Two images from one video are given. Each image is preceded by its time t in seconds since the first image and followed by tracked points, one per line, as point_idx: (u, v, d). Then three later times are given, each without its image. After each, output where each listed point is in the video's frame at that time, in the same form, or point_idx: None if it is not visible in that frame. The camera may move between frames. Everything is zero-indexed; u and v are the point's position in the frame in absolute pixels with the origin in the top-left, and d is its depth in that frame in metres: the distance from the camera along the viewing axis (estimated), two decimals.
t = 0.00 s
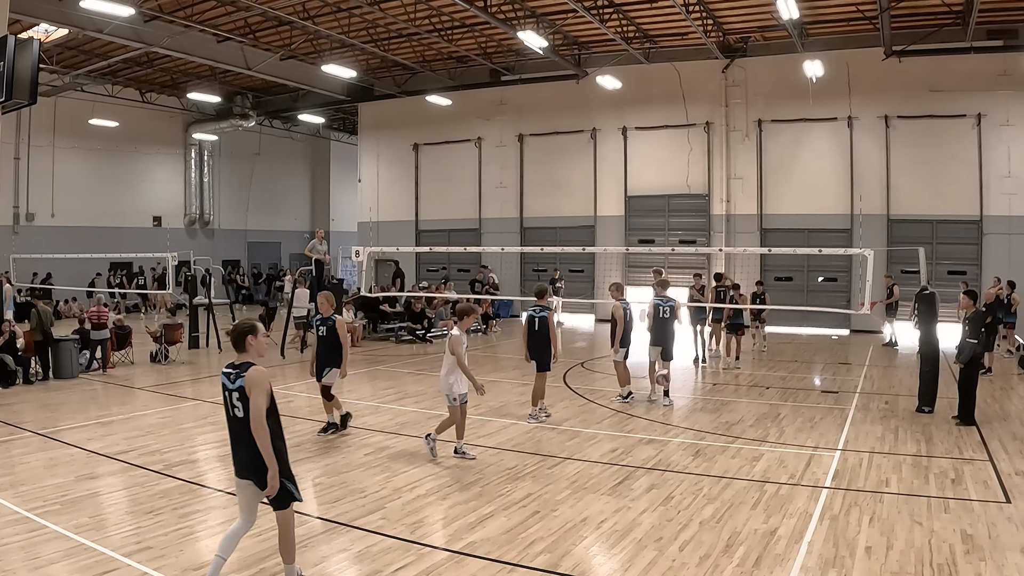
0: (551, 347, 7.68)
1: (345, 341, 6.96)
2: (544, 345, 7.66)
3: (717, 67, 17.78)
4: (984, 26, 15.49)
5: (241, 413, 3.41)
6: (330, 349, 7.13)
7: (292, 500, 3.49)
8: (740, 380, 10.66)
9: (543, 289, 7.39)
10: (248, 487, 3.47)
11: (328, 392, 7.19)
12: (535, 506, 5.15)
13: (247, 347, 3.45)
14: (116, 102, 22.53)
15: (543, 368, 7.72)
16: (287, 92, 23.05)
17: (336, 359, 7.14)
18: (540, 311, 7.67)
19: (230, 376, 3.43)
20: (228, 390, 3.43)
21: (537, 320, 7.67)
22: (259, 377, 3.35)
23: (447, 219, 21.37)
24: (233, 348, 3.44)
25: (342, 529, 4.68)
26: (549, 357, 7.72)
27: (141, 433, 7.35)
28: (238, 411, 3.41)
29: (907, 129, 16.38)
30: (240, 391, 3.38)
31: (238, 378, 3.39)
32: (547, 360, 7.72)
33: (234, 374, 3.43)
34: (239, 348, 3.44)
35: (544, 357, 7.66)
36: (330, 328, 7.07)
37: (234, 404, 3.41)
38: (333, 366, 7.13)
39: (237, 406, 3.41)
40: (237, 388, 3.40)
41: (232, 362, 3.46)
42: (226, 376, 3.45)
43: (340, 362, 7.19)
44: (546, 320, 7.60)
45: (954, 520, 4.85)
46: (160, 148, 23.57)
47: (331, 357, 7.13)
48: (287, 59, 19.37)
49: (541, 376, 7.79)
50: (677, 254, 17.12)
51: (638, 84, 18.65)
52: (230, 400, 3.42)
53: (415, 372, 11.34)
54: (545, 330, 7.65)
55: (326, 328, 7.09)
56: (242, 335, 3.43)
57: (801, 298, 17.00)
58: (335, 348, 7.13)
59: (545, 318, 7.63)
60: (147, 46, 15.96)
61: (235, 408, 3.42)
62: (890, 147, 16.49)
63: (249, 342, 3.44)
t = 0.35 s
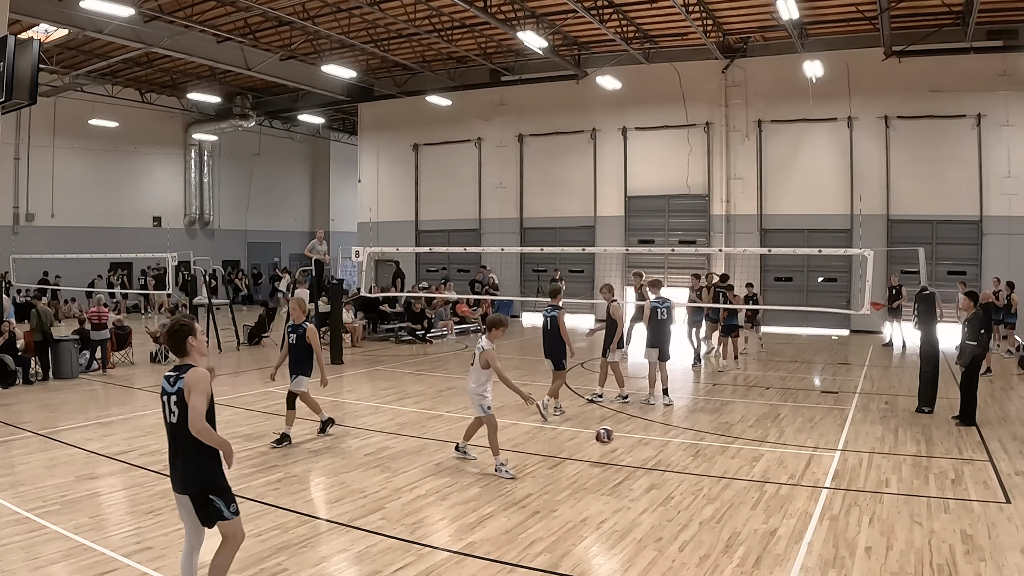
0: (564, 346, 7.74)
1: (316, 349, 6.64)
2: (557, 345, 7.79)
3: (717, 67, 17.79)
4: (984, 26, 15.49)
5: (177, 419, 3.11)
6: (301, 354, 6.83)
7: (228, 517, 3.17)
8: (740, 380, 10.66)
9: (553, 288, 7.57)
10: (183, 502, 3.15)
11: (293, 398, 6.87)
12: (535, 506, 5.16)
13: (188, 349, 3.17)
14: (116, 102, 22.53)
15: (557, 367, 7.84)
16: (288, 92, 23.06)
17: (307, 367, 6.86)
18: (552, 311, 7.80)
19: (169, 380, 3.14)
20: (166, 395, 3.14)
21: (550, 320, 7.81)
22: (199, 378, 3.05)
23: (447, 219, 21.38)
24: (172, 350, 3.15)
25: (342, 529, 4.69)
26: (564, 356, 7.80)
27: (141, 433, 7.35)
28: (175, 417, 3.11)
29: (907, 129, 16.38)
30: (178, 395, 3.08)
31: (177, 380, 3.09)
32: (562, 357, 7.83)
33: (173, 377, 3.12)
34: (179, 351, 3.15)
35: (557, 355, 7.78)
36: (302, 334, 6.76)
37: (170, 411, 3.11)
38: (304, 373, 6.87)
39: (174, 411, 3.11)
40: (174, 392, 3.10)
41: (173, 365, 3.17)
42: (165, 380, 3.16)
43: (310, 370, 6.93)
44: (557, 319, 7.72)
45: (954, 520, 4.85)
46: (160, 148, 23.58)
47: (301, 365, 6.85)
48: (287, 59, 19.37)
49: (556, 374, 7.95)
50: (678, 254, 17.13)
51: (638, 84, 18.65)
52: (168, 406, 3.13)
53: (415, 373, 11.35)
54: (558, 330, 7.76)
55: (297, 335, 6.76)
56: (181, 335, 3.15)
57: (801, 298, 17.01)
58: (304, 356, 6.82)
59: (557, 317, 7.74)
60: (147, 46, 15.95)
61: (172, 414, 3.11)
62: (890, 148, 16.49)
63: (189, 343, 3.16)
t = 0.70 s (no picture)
0: (574, 346, 8.03)
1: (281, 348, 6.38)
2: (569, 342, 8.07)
3: (717, 67, 17.79)
4: (984, 26, 15.48)
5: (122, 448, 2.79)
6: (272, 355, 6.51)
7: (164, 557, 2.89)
8: (740, 380, 10.66)
9: (564, 291, 7.74)
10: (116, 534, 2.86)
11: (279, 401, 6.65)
12: (535, 506, 5.16)
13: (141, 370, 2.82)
14: (116, 102, 22.53)
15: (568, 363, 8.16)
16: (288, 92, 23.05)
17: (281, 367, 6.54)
18: (564, 310, 8.00)
19: (114, 402, 2.81)
20: (108, 417, 2.80)
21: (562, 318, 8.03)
22: (158, 407, 2.78)
23: (447, 219, 21.38)
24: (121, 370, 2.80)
25: (342, 529, 4.68)
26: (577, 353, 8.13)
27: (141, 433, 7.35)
28: (119, 444, 2.78)
29: (907, 129, 16.38)
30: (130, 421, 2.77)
31: (128, 405, 2.77)
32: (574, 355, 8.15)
33: (121, 402, 2.79)
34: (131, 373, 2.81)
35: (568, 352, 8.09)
36: (273, 333, 6.45)
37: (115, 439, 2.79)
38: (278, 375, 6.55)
39: (118, 438, 2.79)
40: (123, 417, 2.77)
41: (119, 386, 2.84)
42: (107, 401, 2.82)
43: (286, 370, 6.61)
44: (569, 319, 7.93)
45: (954, 520, 4.85)
46: (160, 148, 23.58)
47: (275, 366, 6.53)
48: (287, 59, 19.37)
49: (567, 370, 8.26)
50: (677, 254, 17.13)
51: (638, 84, 18.65)
52: (111, 432, 2.79)
53: (415, 373, 11.35)
54: (569, 329, 8.01)
55: (269, 332, 6.49)
56: (135, 355, 2.82)
57: (801, 298, 17.00)
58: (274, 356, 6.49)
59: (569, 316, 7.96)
60: (147, 46, 15.95)
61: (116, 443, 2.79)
62: (890, 148, 16.49)
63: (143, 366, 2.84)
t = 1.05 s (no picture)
0: (594, 343, 8.17)
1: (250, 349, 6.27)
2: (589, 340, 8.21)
3: (717, 67, 17.78)
4: (984, 26, 15.46)
5: (58, 456, 2.59)
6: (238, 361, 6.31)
7: (121, 569, 2.69)
8: (740, 380, 10.66)
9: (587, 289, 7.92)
10: (61, 550, 2.67)
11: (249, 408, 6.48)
12: (535, 506, 5.16)
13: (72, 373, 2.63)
14: (116, 102, 22.52)
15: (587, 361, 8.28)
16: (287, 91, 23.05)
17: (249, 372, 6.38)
18: (586, 309, 8.16)
19: (46, 407, 2.63)
20: (41, 425, 2.63)
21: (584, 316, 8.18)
22: (83, 414, 2.56)
23: (447, 219, 21.37)
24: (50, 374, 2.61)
25: (342, 529, 4.69)
26: (596, 352, 8.27)
27: (141, 433, 7.34)
28: (53, 453, 2.59)
29: (907, 129, 16.38)
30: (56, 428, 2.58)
31: (55, 411, 2.59)
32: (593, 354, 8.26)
33: (50, 407, 2.61)
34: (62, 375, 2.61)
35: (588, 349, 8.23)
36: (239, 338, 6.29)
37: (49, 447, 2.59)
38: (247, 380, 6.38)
39: (53, 446, 2.59)
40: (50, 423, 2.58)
41: (50, 390, 2.65)
42: (41, 406, 2.65)
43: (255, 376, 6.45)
44: (592, 317, 8.12)
45: (954, 520, 4.85)
46: (160, 148, 23.58)
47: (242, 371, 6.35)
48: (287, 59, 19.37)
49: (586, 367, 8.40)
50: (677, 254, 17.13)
51: (638, 84, 18.65)
52: (46, 439, 2.60)
53: (415, 373, 11.34)
54: (591, 326, 8.16)
55: (234, 337, 6.31)
56: (64, 355, 2.63)
57: (802, 298, 17.00)
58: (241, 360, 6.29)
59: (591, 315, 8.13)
60: (147, 46, 15.95)
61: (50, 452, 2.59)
62: (890, 148, 16.49)
63: (74, 368, 2.65)
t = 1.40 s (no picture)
0: (603, 342, 8.22)
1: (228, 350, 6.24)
2: (599, 340, 8.25)
3: (716, 67, 17.79)
4: (984, 26, 15.44)
5: None
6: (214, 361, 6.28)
7: None
8: (740, 380, 10.67)
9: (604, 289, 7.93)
10: None
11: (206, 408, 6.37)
12: (535, 506, 5.16)
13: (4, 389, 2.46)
14: (116, 102, 22.53)
15: (594, 360, 8.33)
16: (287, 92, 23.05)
17: (221, 373, 6.33)
18: (599, 308, 8.17)
19: None
20: None
21: (597, 316, 8.19)
22: (6, 428, 2.33)
23: (447, 219, 21.38)
24: None
25: (342, 528, 4.69)
26: (604, 351, 8.33)
27: (141, 433, 7.35)
28: None
29: (907, 129, 16.38)
30: None
31: None
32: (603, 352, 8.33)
33: None
34: None
35: (598, 348, 8.28)
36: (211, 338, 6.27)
37: None
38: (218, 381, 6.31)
39: None
40: None
41: None
42: None
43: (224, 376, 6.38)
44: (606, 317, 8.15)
45: (954, 520, 4.85)
46: (160, 148, 23.58)
47: (214, 372, 6.27)
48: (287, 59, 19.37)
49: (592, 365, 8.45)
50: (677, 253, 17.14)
51: (638, 84, 18.66)
52: None
53: (415, 373, 11.35)
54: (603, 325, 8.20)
55: (207, 339, 6.23)
56: None
57: (801, 298, 17.01)
58: (218, 360, 6.29)
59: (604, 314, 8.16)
60: (147, 46, 15.95)
61: None
62: (890, 147, 16.49)
63: (5, 382, 2.47)
